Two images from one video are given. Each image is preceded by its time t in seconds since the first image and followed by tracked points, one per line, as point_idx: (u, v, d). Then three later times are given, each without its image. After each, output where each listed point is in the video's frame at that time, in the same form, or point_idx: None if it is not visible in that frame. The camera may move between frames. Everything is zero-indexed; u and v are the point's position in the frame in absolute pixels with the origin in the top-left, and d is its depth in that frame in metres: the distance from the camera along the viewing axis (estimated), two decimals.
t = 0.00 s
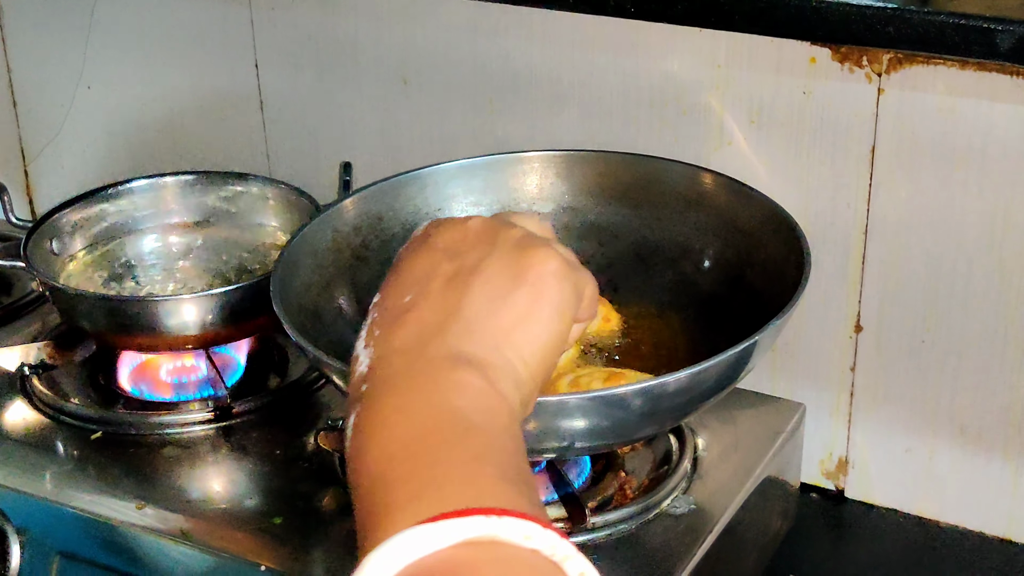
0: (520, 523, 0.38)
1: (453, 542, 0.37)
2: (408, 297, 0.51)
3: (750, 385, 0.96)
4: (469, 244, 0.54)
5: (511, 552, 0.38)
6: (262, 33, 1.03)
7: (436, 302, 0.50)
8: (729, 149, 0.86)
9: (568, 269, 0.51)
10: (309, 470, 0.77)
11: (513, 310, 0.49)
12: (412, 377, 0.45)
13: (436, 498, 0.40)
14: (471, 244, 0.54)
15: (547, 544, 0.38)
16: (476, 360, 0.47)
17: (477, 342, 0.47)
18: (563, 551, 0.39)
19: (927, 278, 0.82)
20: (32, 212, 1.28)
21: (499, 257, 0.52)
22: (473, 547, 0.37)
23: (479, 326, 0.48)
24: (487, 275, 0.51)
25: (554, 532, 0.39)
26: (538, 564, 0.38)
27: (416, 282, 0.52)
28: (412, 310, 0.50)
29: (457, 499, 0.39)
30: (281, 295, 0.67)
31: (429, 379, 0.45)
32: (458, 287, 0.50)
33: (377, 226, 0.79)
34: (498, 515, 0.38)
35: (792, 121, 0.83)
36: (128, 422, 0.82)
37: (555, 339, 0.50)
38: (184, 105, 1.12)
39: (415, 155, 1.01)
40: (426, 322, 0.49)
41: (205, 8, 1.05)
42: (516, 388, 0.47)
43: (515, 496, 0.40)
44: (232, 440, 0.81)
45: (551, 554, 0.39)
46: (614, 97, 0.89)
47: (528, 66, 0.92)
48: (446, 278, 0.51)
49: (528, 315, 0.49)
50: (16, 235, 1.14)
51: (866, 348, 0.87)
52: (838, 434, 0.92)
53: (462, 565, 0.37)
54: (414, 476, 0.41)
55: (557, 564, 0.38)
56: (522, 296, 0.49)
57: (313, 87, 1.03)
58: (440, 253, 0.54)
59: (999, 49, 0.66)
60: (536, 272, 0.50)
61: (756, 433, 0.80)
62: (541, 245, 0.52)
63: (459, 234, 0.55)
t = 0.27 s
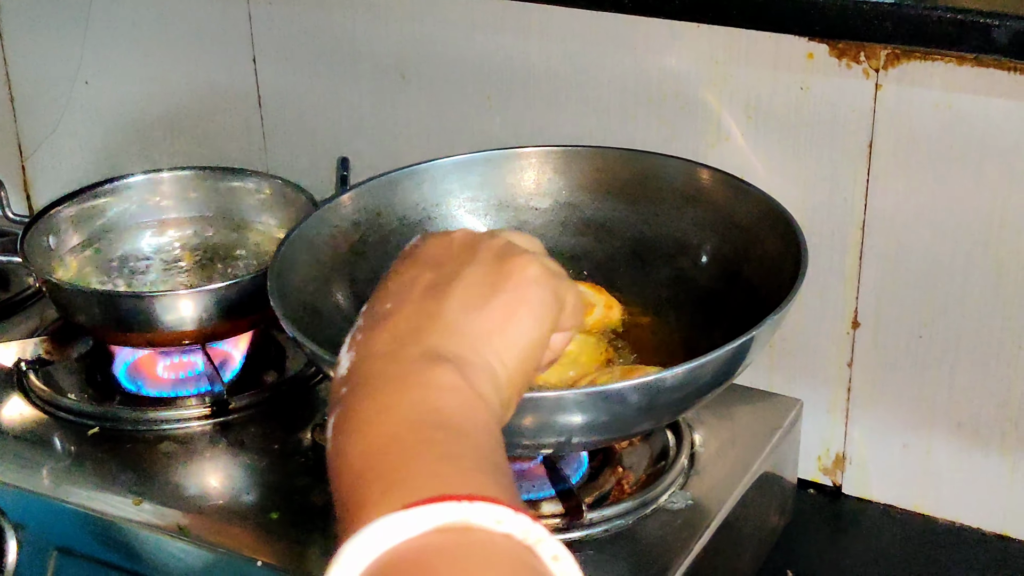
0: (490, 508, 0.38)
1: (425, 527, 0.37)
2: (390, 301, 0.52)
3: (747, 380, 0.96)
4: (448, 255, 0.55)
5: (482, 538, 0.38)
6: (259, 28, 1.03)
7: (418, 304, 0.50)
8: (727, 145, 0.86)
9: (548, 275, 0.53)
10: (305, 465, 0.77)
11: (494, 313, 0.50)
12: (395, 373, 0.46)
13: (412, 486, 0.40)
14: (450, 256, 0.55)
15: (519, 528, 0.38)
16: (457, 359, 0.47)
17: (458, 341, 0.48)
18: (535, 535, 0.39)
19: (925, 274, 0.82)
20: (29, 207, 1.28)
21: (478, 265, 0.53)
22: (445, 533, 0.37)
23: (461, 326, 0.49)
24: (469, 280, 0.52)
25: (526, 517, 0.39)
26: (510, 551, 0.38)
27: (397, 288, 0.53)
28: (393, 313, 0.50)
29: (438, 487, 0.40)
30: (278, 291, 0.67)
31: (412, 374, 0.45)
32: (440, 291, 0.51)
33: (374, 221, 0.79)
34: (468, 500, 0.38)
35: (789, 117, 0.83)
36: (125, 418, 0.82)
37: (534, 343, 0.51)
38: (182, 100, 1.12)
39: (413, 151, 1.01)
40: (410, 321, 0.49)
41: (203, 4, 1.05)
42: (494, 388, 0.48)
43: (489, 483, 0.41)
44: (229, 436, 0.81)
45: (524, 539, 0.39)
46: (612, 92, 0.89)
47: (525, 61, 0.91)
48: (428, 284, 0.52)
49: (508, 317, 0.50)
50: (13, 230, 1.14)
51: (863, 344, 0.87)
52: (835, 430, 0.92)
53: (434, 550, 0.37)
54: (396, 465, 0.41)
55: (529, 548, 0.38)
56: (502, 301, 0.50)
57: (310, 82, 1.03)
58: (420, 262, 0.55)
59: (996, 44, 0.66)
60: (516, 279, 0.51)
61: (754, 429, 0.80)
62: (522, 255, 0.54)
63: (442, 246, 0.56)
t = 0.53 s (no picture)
0: (507, 489, 0.36)
1: (438, 511, 0.35)
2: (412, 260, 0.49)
3: (746, 378, 0.96)
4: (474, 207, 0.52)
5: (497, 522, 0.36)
6: (258, 26, 1.03)
7: (438, 262, 0.48)
8: (725, 142, 0.86)
9: (575, 225, 0.50)
10: (305, 461, 0.77)
11: (520, 268, 0.47)
12: (415, 335, 0.43)
13: (424, 465, 0.37)
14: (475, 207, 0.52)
15: (536, 510, 0.36)
16: (478, 318, 0.45)
17: (482, 298, 0.45)
18: (552, 516, 0.37)
19: (924, 272, 0.82)
20: (29, 204, 1.28)
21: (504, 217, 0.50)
22: (459, 516, 0.35)
23: (484, 283, 0.46)
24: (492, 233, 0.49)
25: (544, 496, 0.37)
26: (526, 535, 0.36)
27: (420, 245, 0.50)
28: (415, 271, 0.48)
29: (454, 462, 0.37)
30: (277, 288, 0.67)
31: (432, 336, 0.43)
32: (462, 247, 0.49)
33: (373, 218, 0.79)
34: (483, 481, 0.36)
35: (788, 114, 0.83)
36: (124, 414, 0.82)
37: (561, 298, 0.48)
38: (181, 98, 1.12)
39: (412, 148, 1.01)
40: (430, 281, 0.47)
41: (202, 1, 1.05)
42: (518, 345, 0.45)
43: (511, 460, 0.38)
44: (228, 432, 0.81)
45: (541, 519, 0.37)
46: (610, 90, 0.89)
47: (524, 58, 0.91)
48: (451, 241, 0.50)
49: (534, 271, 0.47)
50: (13, 227, 1.14)
51: (862, 342, 0.87)
52: (834, 428, 0.92)
53: (446, 535, 0.35)
54: (410, 438, 0.38)
55: (547, 529, 0.37)
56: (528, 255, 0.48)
57: (309, 79, 1.03)
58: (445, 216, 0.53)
59: (995, 41, 0.66)
60: (541, 230, 0.48)
61: (752, 426, 0.80)
62: (549, 203, 0.51)
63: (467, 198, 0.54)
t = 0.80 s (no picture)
0: (484, 459, 0.35)
1: (415, 482, 0.34)
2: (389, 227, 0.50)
3: (746, 375, 0.96)
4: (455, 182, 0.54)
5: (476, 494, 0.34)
6: (259, 23, 1.03)
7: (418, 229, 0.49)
8: (725, 139, 0.86)
9: (554, 189, 0.52)
10: (304, 458, 0.77)
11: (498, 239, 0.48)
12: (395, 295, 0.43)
13: (400, 436, 0.36)
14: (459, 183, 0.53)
15: (516, 481, 0.35)
16: (454, 284, 0.45)
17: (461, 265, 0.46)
18: (533, 487, 0.36)
19: (922, 269, 0.82)
20: (30, 201, 1.29)
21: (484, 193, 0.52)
22: (438, 489, 0.34)
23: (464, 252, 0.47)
24: (473, 207, 0.50)
25: (525, 466, 0.36)
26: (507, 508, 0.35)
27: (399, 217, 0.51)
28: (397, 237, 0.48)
29: (434, 428, 0.36)
30: (276, 284, 0.67)
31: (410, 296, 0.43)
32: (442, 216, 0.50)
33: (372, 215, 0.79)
34: (458, 451, 0.35)
35: (787, 111, 0.83)
36: (124, 411, 0.82)
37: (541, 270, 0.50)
38: (182, 95, 1.13)
39: (411, 145, 1.01)
40: (412, 247, 0.47)
41: None
42: (495, 310, 0.46)
43: (490, 427, 0.37)
44: (228, 429, 0.82)
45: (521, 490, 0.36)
46: (610, 87, 0.89)
47: (524, 56, 0.92)
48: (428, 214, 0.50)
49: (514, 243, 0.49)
50: (14, 224, 1.15)
51: (861, 339, 0.87)
52: (833, 424, 0.92)
53: (424, 508, 0.34)
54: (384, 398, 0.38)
55: (528, 498, 0.36)
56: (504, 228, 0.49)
57: (309, 76, 1.03)
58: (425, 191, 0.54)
59: (993, 38, 0.66)
60: (520, 192, 0.51)
61: (751, 423, 0.80)
62: (525, 168, 0.54)
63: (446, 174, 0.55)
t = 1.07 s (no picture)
0: (437, 385, 0.30)
1: (358, 422, 0.29)
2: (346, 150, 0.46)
3: (747, 372, 0.96)
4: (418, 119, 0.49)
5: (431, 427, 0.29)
6: (260, 20, 1.03)
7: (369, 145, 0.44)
8: (726, 138, 0.87)
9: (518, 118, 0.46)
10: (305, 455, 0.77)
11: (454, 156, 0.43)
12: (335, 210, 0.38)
13: (343, 370, 0.31)
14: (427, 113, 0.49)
15: (475, 408, 0.30)
16: (400, 188, 0.40)
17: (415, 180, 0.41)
18: (495, 413, 0.30)
19: (923, 267, 0.82)
20: (31, 199, 1.29)
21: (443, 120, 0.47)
22: (385, 426, 0.29)
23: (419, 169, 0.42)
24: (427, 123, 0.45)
25: (483, 389, 0.30)
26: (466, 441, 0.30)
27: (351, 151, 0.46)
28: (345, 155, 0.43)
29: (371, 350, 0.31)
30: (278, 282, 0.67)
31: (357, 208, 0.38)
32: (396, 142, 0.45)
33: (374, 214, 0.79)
34: (410, 381, 0.30)
35: (788, 109, 0.83)
36: (125, 408, 0.83)
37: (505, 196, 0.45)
38: (184, 92, 1.13)
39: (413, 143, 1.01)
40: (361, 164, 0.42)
41: None
42: (443, 227, 0.41)
43: (445, 348, 0.32)
44: (229, 426, 0.82)
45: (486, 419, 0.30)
46: (611, 85, 0.89)
47: (525, 53, 0.92)
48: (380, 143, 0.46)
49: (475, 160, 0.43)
50: (16, 221, 1.15)
51: (861, 337, 0.87)
52: (833, 422, 0.92)
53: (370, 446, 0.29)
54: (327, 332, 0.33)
55: (491, 427, 0.30)
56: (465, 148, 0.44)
57: (311, 74, 1.03)
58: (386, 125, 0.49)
59: (993, 36, 0.66)
60: (478, 116, 0.45)
61: (751, 420, 0.80)
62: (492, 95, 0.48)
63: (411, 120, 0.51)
